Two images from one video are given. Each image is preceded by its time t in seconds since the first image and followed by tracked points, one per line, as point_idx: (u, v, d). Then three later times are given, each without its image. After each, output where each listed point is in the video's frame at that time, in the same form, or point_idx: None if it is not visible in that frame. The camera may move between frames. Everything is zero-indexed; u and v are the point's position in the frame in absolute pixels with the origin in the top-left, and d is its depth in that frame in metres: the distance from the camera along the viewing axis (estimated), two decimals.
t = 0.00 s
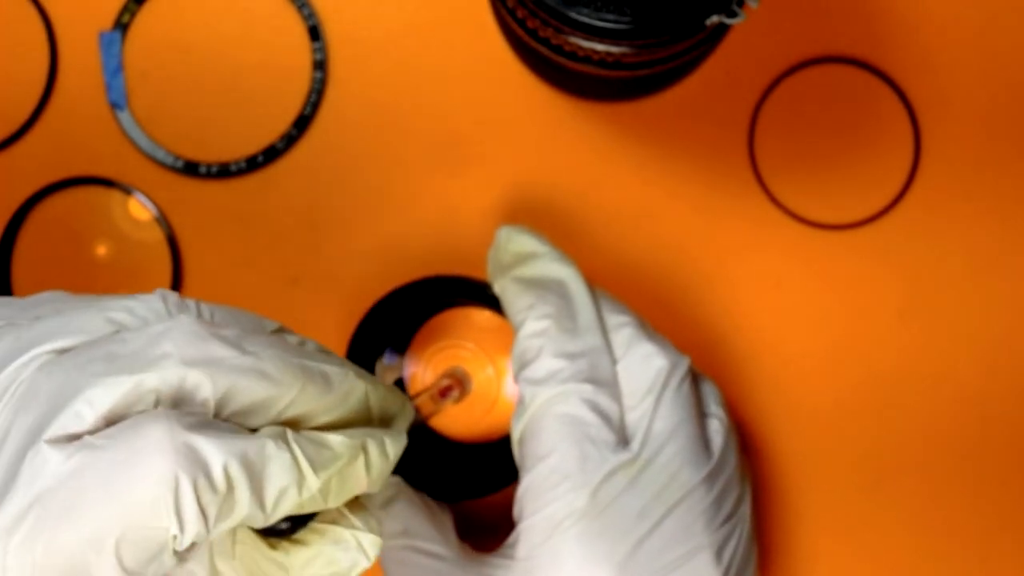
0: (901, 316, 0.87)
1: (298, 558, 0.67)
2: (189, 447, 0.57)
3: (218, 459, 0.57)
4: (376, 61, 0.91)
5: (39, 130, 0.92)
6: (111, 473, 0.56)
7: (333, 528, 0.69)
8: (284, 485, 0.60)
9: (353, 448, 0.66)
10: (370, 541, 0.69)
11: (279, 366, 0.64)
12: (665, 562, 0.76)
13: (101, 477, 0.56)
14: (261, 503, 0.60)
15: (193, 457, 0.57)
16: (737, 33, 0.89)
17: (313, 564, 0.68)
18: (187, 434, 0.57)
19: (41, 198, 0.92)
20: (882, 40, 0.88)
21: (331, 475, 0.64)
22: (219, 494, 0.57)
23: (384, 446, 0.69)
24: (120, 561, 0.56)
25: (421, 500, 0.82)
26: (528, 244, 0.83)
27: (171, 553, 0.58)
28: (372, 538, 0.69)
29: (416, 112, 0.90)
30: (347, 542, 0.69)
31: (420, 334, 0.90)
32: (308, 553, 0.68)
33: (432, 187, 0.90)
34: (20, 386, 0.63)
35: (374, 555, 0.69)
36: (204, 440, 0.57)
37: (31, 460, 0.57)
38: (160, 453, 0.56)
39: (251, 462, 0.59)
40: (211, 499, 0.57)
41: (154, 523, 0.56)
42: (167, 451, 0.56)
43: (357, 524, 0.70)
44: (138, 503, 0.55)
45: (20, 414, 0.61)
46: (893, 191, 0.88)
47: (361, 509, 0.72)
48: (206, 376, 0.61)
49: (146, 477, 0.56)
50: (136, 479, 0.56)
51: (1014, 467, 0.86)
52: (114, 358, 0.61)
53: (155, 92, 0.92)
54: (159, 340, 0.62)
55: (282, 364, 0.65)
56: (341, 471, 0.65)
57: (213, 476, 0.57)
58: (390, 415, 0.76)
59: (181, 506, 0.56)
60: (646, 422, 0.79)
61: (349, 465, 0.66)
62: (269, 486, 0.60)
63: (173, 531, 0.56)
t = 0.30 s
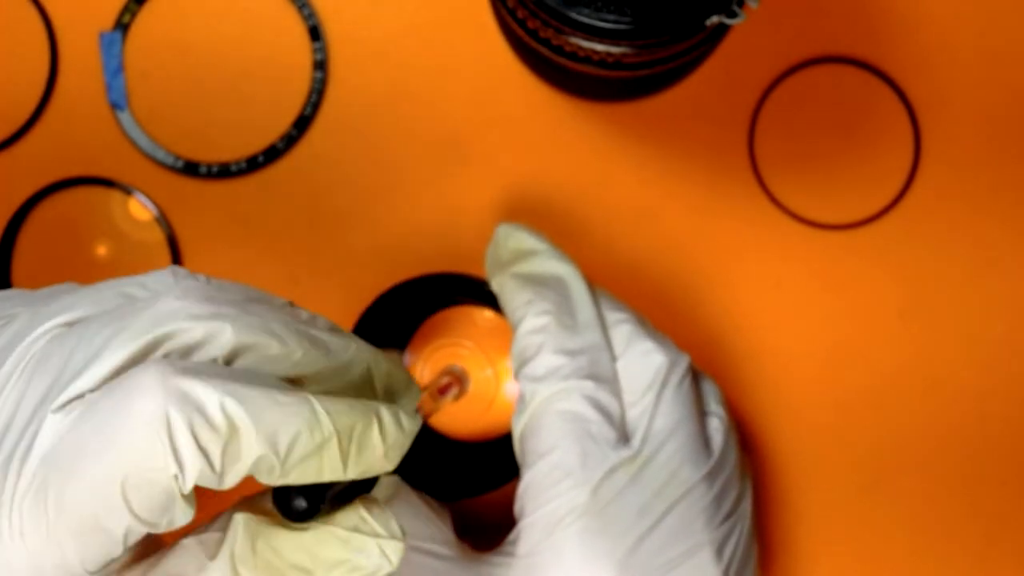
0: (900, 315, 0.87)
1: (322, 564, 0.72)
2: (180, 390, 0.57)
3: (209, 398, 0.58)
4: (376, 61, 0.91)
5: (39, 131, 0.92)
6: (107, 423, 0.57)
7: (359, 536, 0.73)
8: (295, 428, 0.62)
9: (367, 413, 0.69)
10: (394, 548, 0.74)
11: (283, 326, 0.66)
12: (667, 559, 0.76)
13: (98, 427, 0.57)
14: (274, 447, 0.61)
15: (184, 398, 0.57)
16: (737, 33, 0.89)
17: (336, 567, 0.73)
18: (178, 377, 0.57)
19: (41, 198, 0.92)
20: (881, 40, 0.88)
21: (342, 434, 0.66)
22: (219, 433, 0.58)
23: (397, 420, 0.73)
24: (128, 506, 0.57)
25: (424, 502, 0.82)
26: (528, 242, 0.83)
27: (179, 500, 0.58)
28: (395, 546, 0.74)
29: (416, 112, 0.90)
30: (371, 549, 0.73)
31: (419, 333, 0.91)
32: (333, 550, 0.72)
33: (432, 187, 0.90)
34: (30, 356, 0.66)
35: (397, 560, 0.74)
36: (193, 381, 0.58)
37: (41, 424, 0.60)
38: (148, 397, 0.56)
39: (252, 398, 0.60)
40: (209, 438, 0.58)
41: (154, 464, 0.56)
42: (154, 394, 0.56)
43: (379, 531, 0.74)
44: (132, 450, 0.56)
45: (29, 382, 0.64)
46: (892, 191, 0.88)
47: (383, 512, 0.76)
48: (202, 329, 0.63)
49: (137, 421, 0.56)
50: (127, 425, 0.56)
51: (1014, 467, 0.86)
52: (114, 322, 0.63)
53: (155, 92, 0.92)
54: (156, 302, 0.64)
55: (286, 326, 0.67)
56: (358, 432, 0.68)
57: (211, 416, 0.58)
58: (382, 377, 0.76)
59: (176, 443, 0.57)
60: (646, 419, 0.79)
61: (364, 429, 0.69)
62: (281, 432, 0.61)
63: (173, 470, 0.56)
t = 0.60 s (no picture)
0: (900, 315, 0.88)
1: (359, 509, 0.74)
2: (245, 337, 0.64)
3: (275, 350, 0.65)
4: (376, 61, 0.91)
5: (40, 131, 0.92)
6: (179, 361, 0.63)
7: (395, 486, 0.76)
8: (357, 376, 0.66)
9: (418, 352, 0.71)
10: (424, 502, 0.77)
11: (306, 273, 0.72)
12: (668, 557, 0.77)
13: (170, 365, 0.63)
14: (337, 392, 0.65)
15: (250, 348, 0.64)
16: (737, 33, 0.89)
17: (371, 513, 0.75)
18: (243, 327, 0.65)
19: (42, 199, 0.92)
20: (881, 41, 0.89)
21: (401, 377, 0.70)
22: (282, 383, 0.64)
23: (450, 353, 0.73)
24: (190, 448, 0.63)
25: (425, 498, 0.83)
26: (529, 241, 0.83)
27: (233, 444, 0.64)
28: (425, 499, 0.77)
29: (416, 112, 0.90)
30: (405, 500, 0.76)
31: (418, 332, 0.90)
32: (374, 505, 0.75)
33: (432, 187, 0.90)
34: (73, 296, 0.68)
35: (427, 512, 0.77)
36: (260, 334, 0.65)
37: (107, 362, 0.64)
38: (223, 342, 0.64)
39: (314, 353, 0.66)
40: (275, 387, 0.64)
41: (222, 409, 0.62)
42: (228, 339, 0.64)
43: (410, 484, 0.77)
44: (199, 395, 0.62)
45: (77, 320, 0.67)
46: (892, 191, 0.88)
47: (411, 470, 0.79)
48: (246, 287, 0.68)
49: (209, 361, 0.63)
50: (199, 364, 0.62)
51: (1014, 467, 0.86)
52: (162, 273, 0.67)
53: (155, 92, 0.92)
54: (192, 249, 0.69)
55: (309, 273, 0.73)
56: (410, 372, 0.70)
57: (277, 369, 0.64)
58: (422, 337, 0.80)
59: (243, 390, 0.63)
60: (649, 418, 0.79)
61: (418, 368, 0.71)
62: (343, 380, 0.66)
63: (239, 413, 0.62)
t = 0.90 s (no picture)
0: (900, 315, 0.87)
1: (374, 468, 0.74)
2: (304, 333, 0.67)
3: (328, 347, 0.67)
4: (376, 61, 0.90)
5: (39, 131, 0.92)
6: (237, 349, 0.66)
7: (404, 446, 0.76)
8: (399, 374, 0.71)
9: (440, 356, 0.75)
10: (431, 459, 0.77)
11: (334, 261, 0.73)
12: (668, 557, 0.77)
13: (229, 352, 0.66)
14: (377, 393, 0.70)
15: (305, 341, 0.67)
16: (737, 33, 0.89)
17: (384, 472, 0.74)
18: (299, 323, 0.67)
19: (41, 198, 0.92)
20: (882, 40, 0.88)
21: (430, 375, 0.74)
22: (332, 377, 0.67)
23: (463, 359, 0.77)
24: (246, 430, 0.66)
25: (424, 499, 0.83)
26: (529, 241, 0.83)
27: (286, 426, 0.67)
28: (433, 456, 0.77)
29: (416, 112, 0.90)
30: (414, 457, 0.76)
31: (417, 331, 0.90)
32: (383, 461, 0.74)
33: (432, 187, 0.90)
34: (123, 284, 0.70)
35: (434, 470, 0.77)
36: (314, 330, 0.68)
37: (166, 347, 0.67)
38: (280, 335, 0.66)
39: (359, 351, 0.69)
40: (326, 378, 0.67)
41: (279, 394, 0.66)
42: (285, 334, 0.66)
43: (417, 441, 0.77)
44: (257, 382, 0.65)
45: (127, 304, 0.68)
46: (892, 191, 0.88)
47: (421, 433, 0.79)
48: (285, 285, 0.69)
49: (268, 351, 0.65)
50: (260, 353, 0.65)
51: (1013, 467, 0.86)
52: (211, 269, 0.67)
53: (154, 92, 0.91)
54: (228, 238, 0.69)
55: (337, 260, 0.73)
56: (434, 375, 0.74)
57: (327, 362, 0.67)
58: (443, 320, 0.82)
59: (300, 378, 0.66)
60: (649, 418, 0.78)
61: (443, 371, 0.75)
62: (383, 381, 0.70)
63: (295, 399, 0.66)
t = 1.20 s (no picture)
0: (902, 316, 0.87)
1: (378, 464, 0.74)
2: (311, 340, 0.67)
3: (335, 352, 0.67)
4: (376, 61, 0.90)
5: (38, 130, 0.92)
6: (244, 354, 0.65)
7: (407, 440, 0.76)
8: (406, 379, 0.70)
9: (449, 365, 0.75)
10: (436, 451, 0.77)
11: (343, 276, 0.74)
12: (672, 557, 0.77)
13: (239, 359, 0.65)
14: (386, 397, 0.69)
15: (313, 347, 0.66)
16: (738, 32, 0.89)
17: (388, 468, 0.75)
18: (305, 330, 0.67)
19: (41, 198, 0.91)
20: (883, 40, 0.88)
21: (437, 384, 0.73)
22: (340, 381, 0.66)
23: (471, 371, 0.77)
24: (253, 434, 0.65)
25: (424, 499, 0.83)
26: (529, 241, 0.82)
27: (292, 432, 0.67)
28: (437, 448, 0.77)
29: (416, 112, 0.90)
30: (418, 451, 0.76)
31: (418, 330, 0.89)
32: (388, 457, 0.75)
33: (432, 187, 0.90)
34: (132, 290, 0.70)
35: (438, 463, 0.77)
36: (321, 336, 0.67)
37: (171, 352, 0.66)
38: (286, 339, 0.66)
39: (363, 356, 0.69)
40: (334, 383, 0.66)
41: (288, 396, 0.65)
42: (292, 337, 0.65)
43: (420, 436, 0.77)
44: (265, 386, 0.64)
45: (137, 314, 0.69)
46: (894, 191, 0.88)
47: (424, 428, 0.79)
48: (297, 289, 0.70)
49: (277, 357, 0.65)
50: (270, 359, 0.65)
51: (1015, 467, 0.86)
52: (227, 274, 0.68)
53: (154, 92, 0.91)
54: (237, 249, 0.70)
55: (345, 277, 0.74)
56: (441, 384, 0.73)
57: (334, 366, 0.67)
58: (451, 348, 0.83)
59: (308, 382, 0.65)
60: (651, 418, 0.78)
61: (450, 382, 0.74)
62: (392, 384, 0.69)
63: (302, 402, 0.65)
